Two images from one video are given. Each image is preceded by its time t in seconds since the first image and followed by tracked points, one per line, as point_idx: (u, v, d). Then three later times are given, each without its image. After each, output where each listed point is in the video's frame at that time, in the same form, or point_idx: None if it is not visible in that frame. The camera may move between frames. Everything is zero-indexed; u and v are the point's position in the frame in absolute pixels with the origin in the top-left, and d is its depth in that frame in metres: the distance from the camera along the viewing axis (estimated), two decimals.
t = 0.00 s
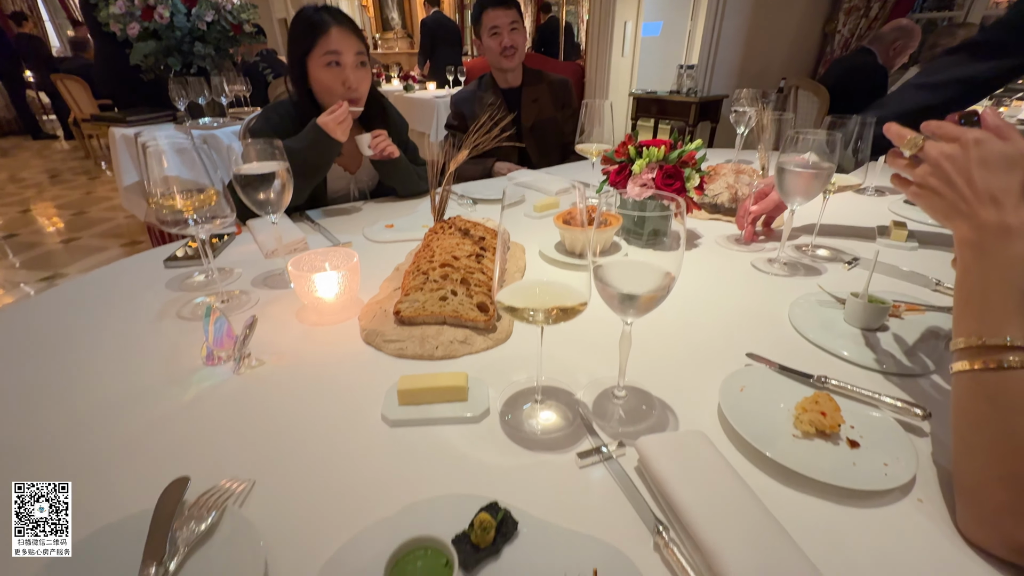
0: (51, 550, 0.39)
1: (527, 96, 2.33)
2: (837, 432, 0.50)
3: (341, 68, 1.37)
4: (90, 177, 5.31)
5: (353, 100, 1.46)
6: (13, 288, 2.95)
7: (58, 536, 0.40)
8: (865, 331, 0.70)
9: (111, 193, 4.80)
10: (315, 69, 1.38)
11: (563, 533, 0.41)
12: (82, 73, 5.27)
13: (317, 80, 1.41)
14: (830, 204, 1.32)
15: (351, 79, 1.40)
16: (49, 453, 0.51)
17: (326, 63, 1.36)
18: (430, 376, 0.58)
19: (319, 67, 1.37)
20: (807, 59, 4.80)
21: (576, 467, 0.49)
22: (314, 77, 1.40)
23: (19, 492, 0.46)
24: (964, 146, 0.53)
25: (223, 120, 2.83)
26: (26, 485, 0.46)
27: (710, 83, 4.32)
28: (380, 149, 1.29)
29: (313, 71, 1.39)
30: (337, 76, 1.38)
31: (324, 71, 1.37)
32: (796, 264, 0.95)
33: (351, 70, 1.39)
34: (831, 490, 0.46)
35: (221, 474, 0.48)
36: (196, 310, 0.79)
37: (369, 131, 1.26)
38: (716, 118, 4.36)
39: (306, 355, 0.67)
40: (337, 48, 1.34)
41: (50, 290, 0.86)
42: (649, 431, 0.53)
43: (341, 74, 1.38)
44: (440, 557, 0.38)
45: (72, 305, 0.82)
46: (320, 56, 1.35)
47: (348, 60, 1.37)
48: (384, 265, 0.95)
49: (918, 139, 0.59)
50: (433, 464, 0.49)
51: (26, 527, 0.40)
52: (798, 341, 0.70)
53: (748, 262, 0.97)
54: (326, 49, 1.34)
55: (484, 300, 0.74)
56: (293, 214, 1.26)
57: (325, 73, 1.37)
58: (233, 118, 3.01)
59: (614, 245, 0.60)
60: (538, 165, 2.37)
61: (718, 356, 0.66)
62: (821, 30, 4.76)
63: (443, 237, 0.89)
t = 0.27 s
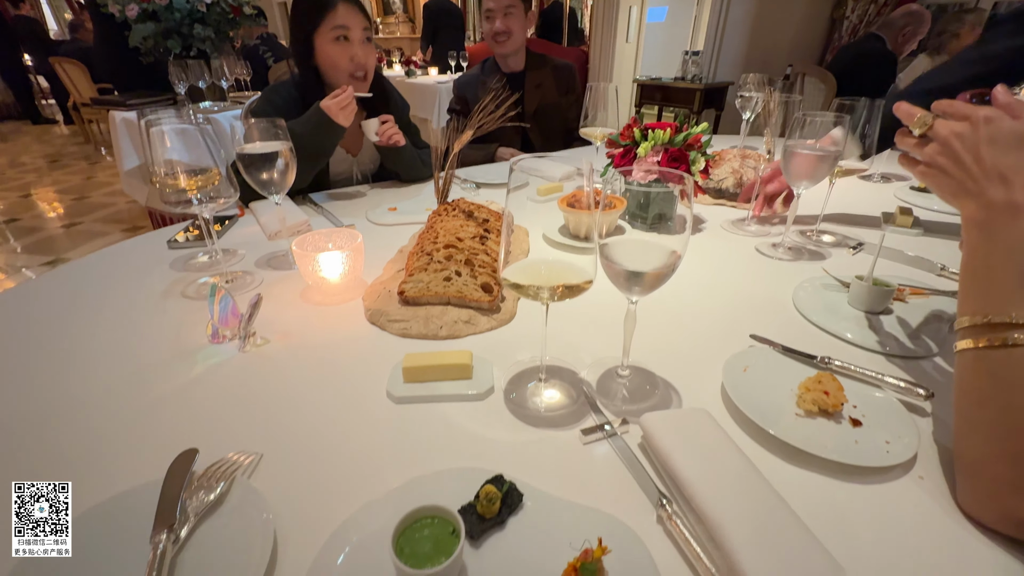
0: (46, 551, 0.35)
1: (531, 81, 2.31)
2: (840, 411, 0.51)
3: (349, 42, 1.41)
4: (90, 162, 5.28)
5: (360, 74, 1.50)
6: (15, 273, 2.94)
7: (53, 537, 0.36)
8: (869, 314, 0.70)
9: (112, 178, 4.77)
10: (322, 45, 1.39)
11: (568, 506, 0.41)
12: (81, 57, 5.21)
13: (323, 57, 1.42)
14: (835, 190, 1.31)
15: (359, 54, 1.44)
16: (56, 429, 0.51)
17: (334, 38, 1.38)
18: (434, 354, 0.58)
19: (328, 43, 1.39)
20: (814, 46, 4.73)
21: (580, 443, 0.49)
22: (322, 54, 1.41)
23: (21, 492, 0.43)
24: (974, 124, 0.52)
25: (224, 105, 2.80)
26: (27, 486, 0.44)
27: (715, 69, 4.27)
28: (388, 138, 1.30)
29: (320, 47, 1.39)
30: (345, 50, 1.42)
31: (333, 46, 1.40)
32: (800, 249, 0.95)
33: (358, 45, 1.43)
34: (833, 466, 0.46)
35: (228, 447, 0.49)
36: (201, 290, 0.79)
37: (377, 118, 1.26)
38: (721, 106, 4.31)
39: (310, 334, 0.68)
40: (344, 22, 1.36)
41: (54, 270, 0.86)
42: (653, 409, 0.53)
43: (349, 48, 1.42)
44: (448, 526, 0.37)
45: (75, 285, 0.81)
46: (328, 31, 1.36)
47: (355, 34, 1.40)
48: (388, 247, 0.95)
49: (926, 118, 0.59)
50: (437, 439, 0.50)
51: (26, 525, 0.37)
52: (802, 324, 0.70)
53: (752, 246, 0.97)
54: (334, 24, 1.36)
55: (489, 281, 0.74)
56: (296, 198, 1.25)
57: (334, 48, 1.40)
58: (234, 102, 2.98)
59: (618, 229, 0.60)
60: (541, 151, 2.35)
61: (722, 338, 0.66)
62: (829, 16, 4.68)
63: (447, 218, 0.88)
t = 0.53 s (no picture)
0: (41, 556, 0.33)
1: (535, 64, 2.28)
2: (841, 389, 0.51)
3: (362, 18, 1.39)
4: (89, 146, 5.24)
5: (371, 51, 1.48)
6: (16, 256, 2.94)
7: (48, 538, 0.34)
8: (874, 296, 0.70)
9: (112, 162, 4.74)
10: (335, 19, 1.37)
11: (569, 476, 0.42)
12: (77, 37, 5.14)
13: (335, 31, 1.39)
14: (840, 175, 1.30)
15: (370, 31, 1.43)
16: (64, 404, 0.52)
17: (348, 12, 1.36)
18: (437, 331, 0.59)
19: (341, 17, 1.37)
20: (823, 29, 4.64)
21: (582, 419, 0.50)
22: (334, 29, 1.39)
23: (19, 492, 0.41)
24: (988, 100, 0.52)
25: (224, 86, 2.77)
26: (25, 485, 0.41)
27: (721, 54, 4.20)
28: (396, 126, 1.29)
29: (332, 22, 1.38)
30: (358, 26, 1.40)
31: (346, 20, 1.38)
32: (805, 232, 0.95)
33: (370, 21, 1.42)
34: (832, 441, 0.47)
35: (235, 419, 0.49)
36: (204, 270, 0.79)
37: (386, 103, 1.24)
38: (726, 91, 4.25)
39: (314, 312, 0.68)
40: None
41: (58, 249, 0.86)
42: (654, 386, 0.54)
43: (361, 24, 1.40)
44: (453, 494, 0.37)
45: (80, 263, 0.82)
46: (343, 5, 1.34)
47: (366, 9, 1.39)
48: (391, 228, 0.95)
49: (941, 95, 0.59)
50: (440, 413, 0.51)
51: (25, 526, 0.34)
52: (804, 305, 0.70)
53: (756, 229, 0.96)
54: None
55: (492, 261, 0.74)
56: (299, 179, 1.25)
57: (348, 23, 1.38)
58: (233, 84, 2.94)
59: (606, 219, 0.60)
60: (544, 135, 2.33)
61: (726, 319, 0.66)
62: None
63: (450, 199, 0.88)
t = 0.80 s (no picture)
0: (43, 555, 0.32)
1: (537, 48, 2.25)
2: (842, 369, 0.51)
3: None
4: (86, 131, 5.19)
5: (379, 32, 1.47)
6: (16, 241, 2.93)
7: (48, 538, 0.32)
8: (877, 278, 0.70)
9: (110, 147, 4.70)
10: None
11: (572, 451, 0.42)
12: (72, 20, 5.06)
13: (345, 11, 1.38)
14: (844, 160, 1.29)
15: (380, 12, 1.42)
16: (73, 381, 0.52)
17: None
18: (441, 312, 0.59)
19: None
20: (829, 13, 4.57)
21: (586, 397, 0.50)
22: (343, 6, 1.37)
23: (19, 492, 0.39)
24: (1003, 86, 0.51)
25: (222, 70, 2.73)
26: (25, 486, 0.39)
27: (725, 39, 4.14)
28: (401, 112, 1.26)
29: None
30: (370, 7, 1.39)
31: None
32: (808, 217, 0.94)
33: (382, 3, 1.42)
34: (833, 418, 0.48)
35: (242, 396, 0.50)
36: (206, 252, 0.79)
37: (392, 88, 1.22)
38: (729, 77, 4.21)
39: (318, 293, 0.68)
40: None
41: (60, 231, 0.86)
42: (656, 364, 0.54)
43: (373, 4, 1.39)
44: (458, 467, 0.38)
45: (83, 244, 0.82)
46: None
47: None
48: (393, 212, 0.95)
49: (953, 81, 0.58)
50: (445, 391, 0.51)
51: (24, 526, 0.32)
52: (807, 288, 0.70)
53: (759, 214, 0.96)
54: None
55: (495, 243, 0.74)
56: (301, 163, 1.24)
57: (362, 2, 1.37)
58: (232, 68, 2.91)
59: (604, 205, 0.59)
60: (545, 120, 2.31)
61: (729, 302, 0.67)
62: None
63: (452, 181, 0.88)
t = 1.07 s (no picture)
0: (40, 556, 0.31)
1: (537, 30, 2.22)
2: (841, 348, 0.52)
3: None
4: (80, 116, 5.13)
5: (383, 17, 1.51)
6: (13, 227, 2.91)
7: (48, 539, 0.31)
8: (876, 260, 0.70)
9: (105, 133, 4.65)
10: None
11: (573, 427, 0.43)
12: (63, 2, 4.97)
13: None
14: (846, 144, 1.29)
15: None
16: (77, 361, 0.52)
17: None
18: (444, 292, 0.59)
19: None
20: None
21: (586, 375, 0.51)
22: None
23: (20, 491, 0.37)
24: (1009, 67, 0.51)
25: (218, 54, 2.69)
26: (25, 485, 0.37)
27: (727, 22, 4.08)
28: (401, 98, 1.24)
29: None
30: None
31: None
32: (809, 200, 0.94)
33: None
34: (831, 396, 0.48)
35: (244, 374, 0.50)
36: (205, 234, 0.79)
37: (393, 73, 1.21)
38: (731, 61, 4.16)
39: (319, 275, 0.68)
40: None
41: (58, 212, 0.86)
42: (656, 344, 0.55)
43: None
44: (461, 441, 0.38)
45: (80, 225, 0.82)
46: None
47: None
48: (393, 195, 0.94)
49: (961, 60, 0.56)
50: (447, 370, 0.51)
51: (23, 524, 0.31)
52: (807, 271, 0.70)
53: (761, 197, 0.96)
54: None
55: (496, 225, 0.73)
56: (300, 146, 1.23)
57: None
58: (227, 51, 2.87)
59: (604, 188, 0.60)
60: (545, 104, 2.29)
61: (729, 284, 0.67)
62: None
63: (453, 164, 0.87)
